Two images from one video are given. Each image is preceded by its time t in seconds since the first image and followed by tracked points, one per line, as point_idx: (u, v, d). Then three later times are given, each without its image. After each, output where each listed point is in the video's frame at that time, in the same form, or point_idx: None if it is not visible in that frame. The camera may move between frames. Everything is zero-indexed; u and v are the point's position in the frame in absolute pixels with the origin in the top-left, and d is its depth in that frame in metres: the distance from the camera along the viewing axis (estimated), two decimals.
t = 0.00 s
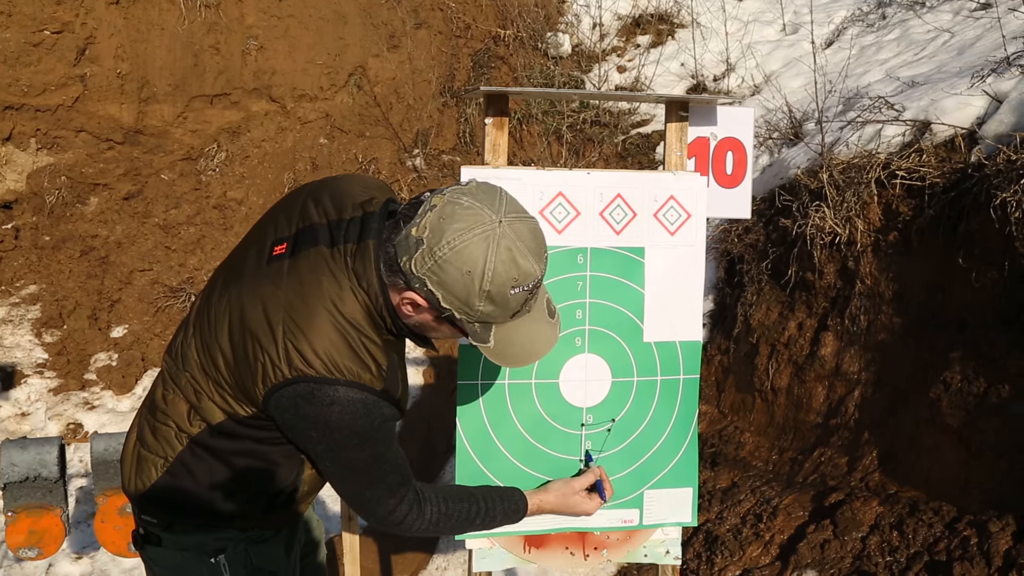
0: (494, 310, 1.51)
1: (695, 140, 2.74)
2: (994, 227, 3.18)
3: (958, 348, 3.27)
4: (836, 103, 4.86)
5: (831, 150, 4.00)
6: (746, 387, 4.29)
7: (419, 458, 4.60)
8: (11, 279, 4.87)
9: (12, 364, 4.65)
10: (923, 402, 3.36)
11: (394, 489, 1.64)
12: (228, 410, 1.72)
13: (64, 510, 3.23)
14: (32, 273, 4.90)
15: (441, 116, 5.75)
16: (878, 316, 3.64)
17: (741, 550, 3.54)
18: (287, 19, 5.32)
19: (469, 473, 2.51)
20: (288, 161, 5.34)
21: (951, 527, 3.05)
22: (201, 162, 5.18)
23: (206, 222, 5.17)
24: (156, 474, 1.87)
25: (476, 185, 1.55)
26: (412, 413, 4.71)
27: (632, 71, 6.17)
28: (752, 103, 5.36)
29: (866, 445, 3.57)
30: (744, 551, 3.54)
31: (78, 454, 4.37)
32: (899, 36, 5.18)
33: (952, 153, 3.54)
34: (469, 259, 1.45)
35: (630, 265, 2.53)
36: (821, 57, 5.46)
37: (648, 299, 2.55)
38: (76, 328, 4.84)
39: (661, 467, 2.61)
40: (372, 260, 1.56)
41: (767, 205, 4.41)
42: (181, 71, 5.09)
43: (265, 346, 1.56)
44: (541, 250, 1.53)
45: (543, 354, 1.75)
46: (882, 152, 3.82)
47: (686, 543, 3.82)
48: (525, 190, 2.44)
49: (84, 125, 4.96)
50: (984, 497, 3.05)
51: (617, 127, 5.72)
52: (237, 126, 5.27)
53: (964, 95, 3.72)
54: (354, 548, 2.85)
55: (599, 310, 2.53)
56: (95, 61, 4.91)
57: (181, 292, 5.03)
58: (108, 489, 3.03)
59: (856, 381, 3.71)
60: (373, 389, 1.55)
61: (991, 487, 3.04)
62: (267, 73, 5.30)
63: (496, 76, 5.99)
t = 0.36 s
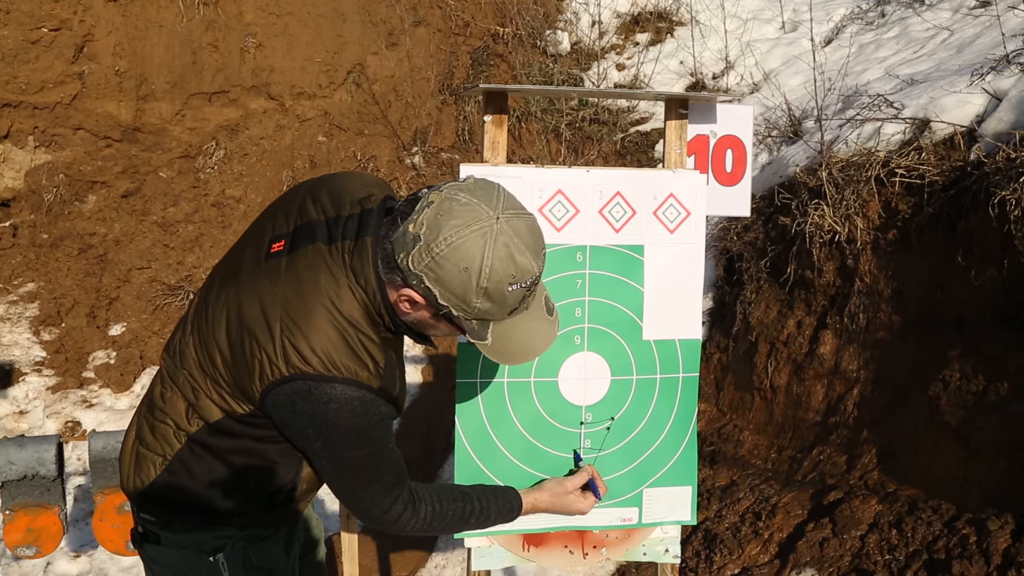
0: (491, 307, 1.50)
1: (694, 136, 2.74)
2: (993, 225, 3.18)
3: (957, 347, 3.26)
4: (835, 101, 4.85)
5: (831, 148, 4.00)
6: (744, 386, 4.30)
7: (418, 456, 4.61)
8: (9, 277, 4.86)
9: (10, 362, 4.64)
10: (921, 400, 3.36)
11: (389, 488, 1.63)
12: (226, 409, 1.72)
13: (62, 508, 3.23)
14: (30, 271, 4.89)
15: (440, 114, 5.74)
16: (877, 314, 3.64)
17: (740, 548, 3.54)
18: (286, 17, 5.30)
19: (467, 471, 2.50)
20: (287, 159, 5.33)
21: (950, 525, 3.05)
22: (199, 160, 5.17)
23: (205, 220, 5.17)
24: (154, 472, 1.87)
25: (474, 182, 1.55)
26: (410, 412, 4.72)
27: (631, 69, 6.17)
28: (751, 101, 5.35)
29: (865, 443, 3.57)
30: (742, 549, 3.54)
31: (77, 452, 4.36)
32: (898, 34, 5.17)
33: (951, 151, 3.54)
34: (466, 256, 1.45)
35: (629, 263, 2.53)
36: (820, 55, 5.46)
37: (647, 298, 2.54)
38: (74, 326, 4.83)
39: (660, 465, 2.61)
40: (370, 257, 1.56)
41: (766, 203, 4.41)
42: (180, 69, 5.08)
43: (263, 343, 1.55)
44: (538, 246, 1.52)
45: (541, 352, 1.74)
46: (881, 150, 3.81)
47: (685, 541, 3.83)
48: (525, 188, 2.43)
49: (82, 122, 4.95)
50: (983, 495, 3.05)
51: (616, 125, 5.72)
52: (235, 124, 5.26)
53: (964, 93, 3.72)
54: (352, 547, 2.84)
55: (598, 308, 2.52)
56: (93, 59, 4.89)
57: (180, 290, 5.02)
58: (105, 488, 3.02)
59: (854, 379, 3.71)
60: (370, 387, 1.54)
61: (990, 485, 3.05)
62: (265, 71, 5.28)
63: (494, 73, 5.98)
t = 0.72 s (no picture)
0: (494, 304, 1.50)
1: (693, 135, 2.76)
2: (991, 224, 3.17)
3: (956, 346, 3.26)
4: (834, 99, 4.85)
5: (829, 147, 4.01)
6: (743, 385, 4.30)
7: (416, 454, 4.62)
8: (6, 275, 4.84)
9: (8, 360, 4.64)
10: (921, 400, 3.36)
11: (395, 485, 1.62)
12: (227, 408, 1.71)
13: (59, 507, 3.22)
14: (28, 269, 4.88)
15: (438, 113, 5.73)
16: (876, 313, 3.64)
17: (738, 548, 3.54)
18: (283, 15, 5.29)
19: (467, 470, 2.50)
20: (285, 157, 5.32)
21: (948, 524, 3.05)
22: (197, 159, 5.16)
23: (203, 219, 5.15)
24: (154, 471, 1.86)
25: (475, 178, 1.54)
26: (409, 411, 4.71)
27: (629, 68, 6.16)
28: (749, 100, 5.35)
29: (864, 442, 3.57)
30: (741, 548, 3.54)
31: (74, 451, 4.36)
32: (897, 32, 5.17)
33: (950, 150, 3.54)
34: (468, 253, 1.45)
35: (628, 261, 2.52)
36: (820, 55, 5.45)
37: (645, 296, 2.54)
38: (72, 325, 4.82)
39: (660, 464, 2.61)
40: (371, 256, 1.55)
41: (765, 202, 4.40)
42: (177, 67, 5.07)
43: (264, 342, 1.54)
44: (540, 243, 1.52)
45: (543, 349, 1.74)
46: (881, 149, 3.81)
47: (683, 540, 3.83)
48: (523, 187, 2.43)
49: (79, 121, 4.94)
50: (982, 495, 3.05)
51: (614, 124, 5.72)
52: (233, 122, 5.25)
53: (962, 92, 3.72)
54: (351, 545, 2.84)
55: (597, 307, 2.52)
56: (90, 57, 4.88)
57: (178, 289, 5.01)
58: (103, 487, 3.01)
59: (853, 378, 3.71)
60: (373, 385, 1.54)
61: (988, 484, 3.05)
62: (263, 70, 5.27)
63: (493, 72, 5.97)
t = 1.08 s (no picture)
0: (494, 299, 1.49)
1: (690, 133, 2.76)
2: (989, 221, 3.17)
3: (954, 344, 3.26)
4: (831, 97, 4.85)
5: (827, 145, 4.01)
6: (741, 383, 4.30)
7: (414, 453, 4.62)
8: (3, 273, 4.83)
9: (5, 359, 4.63)
10: (919, 398, 3.36)
11: (393, 483, 1.62)
12: (225, 405, 1.71)
13: (56, 506, 3.22)
14: (25, 268, 4.86)
15: (435, 111, 5.73)
16: (874, 311, 3.64)
17: (736, 546, 3.54)
18: (281, 13, 5.29)
19: (465, 468, 2.50)
20: (283, 155, 5.31)
21: (946, 522, 3.05)
22: (195, 157, 5.14)
23: (200, 217, 5.15)
24: (152, 469, 1.85)
25: (475, 173, 1.53)
26: (407, 409, 4.69)
27: (627, 66, 6.16)
28: (747, 98, 5.35)
29: (861, 440, 3.57)
30: (739, 546, 3.54)
31: (71, 450, 4.36)
32: (894, 31, 5.17)
33: (948, 148, 3.53)
34: (469, 248, 1.44)
35: (626, 259, 2.52)
36: (818, 52, 5.45)
37: (643, 294, 2.53)
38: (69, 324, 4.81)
39: (658, 462, 2.60)
40: (370, 253, 1.55)
41: (763, 200, 4.40)
42: (175, 65, 5.05)
43: (262, 339, 1.54)
44: (540, 238, 1.51)
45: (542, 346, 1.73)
46: (878, 147, 3.81)
47: (681, 538, 3.83)
48: (520, 184, 2.43)
49: (76, 119, 4.93)
50: (979, 493, 3.06)
51: (612, 122, 5.70)
52: (231, 120, 5.24)
53: (960, 90, 3.72)
54: (349, 544, 2.83)
55: (595, 305, 2.52)
56: (88, 55, 4.87)
57: (175, 287, 5.01)
58: (100, 485, 3.02)
59: (851, 376, 3.71)
60: (372, 382, 1.53)
61: (986, 482, 3.05)
62: (261, 68, 5.26)
63: (491, 70, 5.97)
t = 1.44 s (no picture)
0: (492, 294, 1.49)
1: (688, 131, 2.77)
2: (987, 219, 3.17)
3: (952, 342, 3.26)
4: (830, 96, 4.84)
5: (825, 143, 4.01)
6: (739, 382, 4.30)
7: (411, 451, 4.60)
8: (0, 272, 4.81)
9: (2, 358, 4.62)
10: (916, 396, 3.37)
11: (381, 483, 1.62)
12: (222, 403, 1.71)
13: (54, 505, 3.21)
14: (23, 266, 4.85)
15: (433, 109, 5.72)
16: (872, 309, 3.64)
17: (734, 544, 3.54)
18: (279, 12, 5.28)
19: (461, 466, 2.50)
20: (280, 154, 5.29)
21: (944, 520, 3.06)
22: (192, 156, 5.13)
23: (198, 215, 5.14)
24: (150, 468, 1.85)
25: (473, 169, 1.54)
26: (404, 406, 4.68)
27: (625, 64, 6.15)
28: (745, 96, 5.34)
29: (859, 439, 3.57)
30: (737, 544, 3.54)
31: (69, 449, 4.36)
32: (892, 29, 5.17)
33: (946, 146, 3.53)
34: (466, 242, 1.44)
35: (624, 258, 2.52)
36: (816, 50, 5.44)
37: (641, 292, 2.53)
38: (67, 322, 4.80)
39: (655, 460, 2.60)
40: (367, 248, 1.55)
41: (761, 198, 4.39)
42: (172, 63, 5.04)
43: (259, 335, 1.54)
44: (539, 233, 1.51)
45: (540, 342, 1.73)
46: (876, 145, 3.81)
47: (679, 537, 3.83)
48: (517, 182, 2.43)
49: (74, 117, 4.92)
50: (977, 491, 3.06)
51: (610, 120, 5.69)
52: (229, 119, 5.23)
53: (958, 88, 3.73)
54: (346, 543, 2.83)
55: (593, 303, 2.52)
56: (85, 53, 4.86)
57: (173, 286, 5.00)
58: (98, 484, 3.00)
59: (849, 375, 3.71)
60: (368, 379, 1.53)
61: (984, 480, 3.06)
62: (258, 66, 5.25)
63: (489, 68, 5.96)
